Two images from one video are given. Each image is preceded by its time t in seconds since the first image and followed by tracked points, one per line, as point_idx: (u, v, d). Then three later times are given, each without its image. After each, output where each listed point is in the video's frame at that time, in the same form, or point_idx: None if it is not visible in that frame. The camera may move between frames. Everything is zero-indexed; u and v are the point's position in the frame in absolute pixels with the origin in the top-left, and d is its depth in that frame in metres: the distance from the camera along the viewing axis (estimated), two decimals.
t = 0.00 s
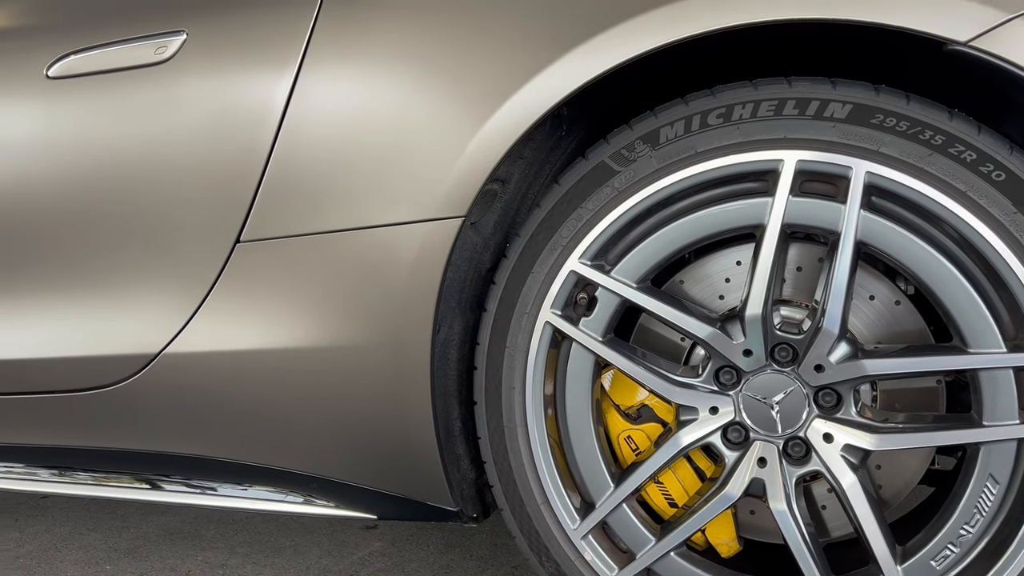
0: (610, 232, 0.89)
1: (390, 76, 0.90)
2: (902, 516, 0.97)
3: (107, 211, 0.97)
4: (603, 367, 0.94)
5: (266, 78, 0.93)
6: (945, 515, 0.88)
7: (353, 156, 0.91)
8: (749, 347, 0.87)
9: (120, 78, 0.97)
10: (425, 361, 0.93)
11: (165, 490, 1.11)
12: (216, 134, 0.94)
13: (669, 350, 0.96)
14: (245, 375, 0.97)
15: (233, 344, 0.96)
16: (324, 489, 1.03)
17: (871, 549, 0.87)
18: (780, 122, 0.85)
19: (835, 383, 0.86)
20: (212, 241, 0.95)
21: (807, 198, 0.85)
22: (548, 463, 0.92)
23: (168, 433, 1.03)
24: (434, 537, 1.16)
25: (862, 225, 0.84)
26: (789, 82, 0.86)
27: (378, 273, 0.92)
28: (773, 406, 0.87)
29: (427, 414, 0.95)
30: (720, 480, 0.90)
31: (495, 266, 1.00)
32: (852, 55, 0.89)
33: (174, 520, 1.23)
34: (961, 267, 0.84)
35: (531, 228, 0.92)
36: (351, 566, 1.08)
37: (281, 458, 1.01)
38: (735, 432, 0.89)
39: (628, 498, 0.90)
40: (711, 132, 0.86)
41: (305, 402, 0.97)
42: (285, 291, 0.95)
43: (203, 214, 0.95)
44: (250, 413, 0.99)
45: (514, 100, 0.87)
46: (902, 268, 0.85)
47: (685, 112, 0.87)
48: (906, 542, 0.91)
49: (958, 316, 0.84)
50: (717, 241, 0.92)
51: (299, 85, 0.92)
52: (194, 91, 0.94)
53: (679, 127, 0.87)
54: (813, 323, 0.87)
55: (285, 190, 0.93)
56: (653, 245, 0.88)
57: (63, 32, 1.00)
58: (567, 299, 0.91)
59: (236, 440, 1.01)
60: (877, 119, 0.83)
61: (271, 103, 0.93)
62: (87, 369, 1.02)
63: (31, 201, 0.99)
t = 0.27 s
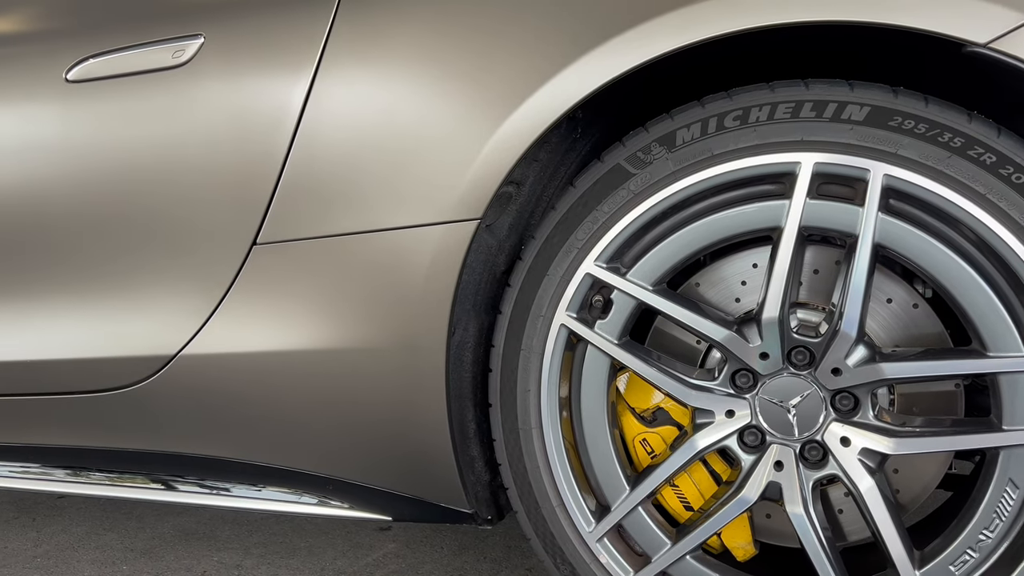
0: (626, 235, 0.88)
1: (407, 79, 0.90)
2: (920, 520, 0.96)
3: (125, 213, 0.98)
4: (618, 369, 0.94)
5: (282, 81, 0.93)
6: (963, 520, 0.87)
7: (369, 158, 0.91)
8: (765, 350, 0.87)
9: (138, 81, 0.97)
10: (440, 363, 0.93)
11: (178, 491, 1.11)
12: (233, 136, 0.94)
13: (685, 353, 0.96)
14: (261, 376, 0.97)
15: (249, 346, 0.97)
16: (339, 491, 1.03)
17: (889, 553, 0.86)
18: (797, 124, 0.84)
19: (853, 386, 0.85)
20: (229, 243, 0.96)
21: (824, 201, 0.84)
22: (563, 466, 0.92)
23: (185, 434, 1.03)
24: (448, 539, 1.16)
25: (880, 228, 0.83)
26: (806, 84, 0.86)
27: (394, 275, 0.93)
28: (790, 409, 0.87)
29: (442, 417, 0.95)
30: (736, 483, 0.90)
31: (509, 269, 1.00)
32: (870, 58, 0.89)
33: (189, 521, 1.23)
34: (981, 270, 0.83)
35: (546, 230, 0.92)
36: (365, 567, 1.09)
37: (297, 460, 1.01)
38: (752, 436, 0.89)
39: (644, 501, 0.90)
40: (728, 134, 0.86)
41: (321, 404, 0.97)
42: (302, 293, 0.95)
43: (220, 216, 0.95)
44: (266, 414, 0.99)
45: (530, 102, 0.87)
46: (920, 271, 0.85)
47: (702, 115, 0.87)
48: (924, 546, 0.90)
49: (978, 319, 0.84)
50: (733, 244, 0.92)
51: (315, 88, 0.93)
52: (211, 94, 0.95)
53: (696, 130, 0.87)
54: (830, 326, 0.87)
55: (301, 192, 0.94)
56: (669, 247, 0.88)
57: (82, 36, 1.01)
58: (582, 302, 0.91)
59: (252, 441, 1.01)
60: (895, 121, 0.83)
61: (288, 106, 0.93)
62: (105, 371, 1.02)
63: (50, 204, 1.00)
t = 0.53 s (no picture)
0: (645, 237, 0.88)
1: (426, 82, 0.90)
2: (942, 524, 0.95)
3: (146, 215, 0.98)
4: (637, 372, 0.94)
5: (302, 84, 0.94)
6: (987, 525, 0.86)
7: (389, 160, 0.92)
8: (786, 353, 0.86)
9: (159, 84, 0.98)
10: (459, 365, 0.94)
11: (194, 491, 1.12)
12: (253, 139, 0.95)
13: (704, 356, 0.95)
14: (281, 378, 0.98)
15: (269, 347, 0.98)
16: (357, 492, 1.04)
17: (911, 558, 0.86)
18: (818, 126, 0.84)
19: (874, 390, 0.85)
20: (250, 244, 0.96)
21: (846, 203, 0.84)
22: (582, 469, 0.91)
23: (204, 435, 1.04)
24: (465, 541, 1.16)
25: (902, 230, 0.83)
26: (827, 86, 0.85)
27: (413, 277, 0.93)
28: (811, 413, 0.86)
29: (460, 418, 0.95)
30: (756, 487, 0.89)
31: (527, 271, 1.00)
32: (892, 59, 0.89)
33: (207, 521, 1.24)
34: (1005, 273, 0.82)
35: (565, 232, 0.92)
36: (382, 568, 1.09)
37: (316, 461, 1.02)
38: (772, 439, 0.88)
39: (663, 504, 0.90)
40: (749, 136, 0.85)
41: (340, 405, 0.97)
42: (322, 295, 0.96)
43: (240, 218, 0.96)
44: (285, 415, 1.00)
45: (549, 104, 0.87)
46: (943, 273, 0.84)
47: (722, 117, 0.86)
48: (946, 551, 0.89)
49: (1002, 323, 0.83)
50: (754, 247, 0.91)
51: (335, 91, 0.93)
52: (232, 97, 0.95)
53: (716, 132, 0.86)
54: (852, 329, 0.86)
55: (321, 195, 0.94)
56: (689, 250, 0.87)
57: (104, 40, 1.02)
58: (601, 304, 0.91)
59: (271, 442, 1.02)
60: (918, 123, 0.82)
61: (308, 109, 0.94)
62: (125, 371, 1.03)
63: (71, 206, 1.01)
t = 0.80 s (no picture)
0: (662, 239, 0.88)
1: (442, 83, 0.91)
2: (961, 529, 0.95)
3: (163, 217, 0.99)
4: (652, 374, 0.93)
5: (319, 86, 0.94)
6: (1007, 530, 0.85)
7: (405, 162, 0.92)
8: (803, 355, 0.86)
9: (176, 87, 0.98)
10: (474, 366, 0.94)
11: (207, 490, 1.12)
12: (270, 141, 0.95)
13: (720, 358, 0.95)
14: (296, 379, 0.98)
15: (285, 348, 0.98)
16: (372, 493, 1.04)
17: (930, 563, 0.85)
18: (836, 128, 0.84)
19: (892, 393, 0.85)
20: (266, 246, 0.97)
21: (864, 205, 0.83)
22: (597, 471, 0.91)
23: (220, 435, 1.04)
24: (479, 543, 1.17)
25: (921, 232, 0.82)
26: (846, 87, 0.85)
27: (429, 279, 0.93)
28: (828, 416, 0.86)
29: (475, 420, 0.95)
30: (773, 490, 0.89)
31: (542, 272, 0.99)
32: (910, 60, 0.88)
33: (222, 521, 1.25)
34: None
35: (581, 234, 0.92)
36: (396, 569, 1.09)
37: (331, 461, 1.02)
38: (789, 442, 0.88)
39: (678, 507, 0.90)
40: (766, 138, 0.85)
41: (356, 406, 0.98)
42: (338, 296, 0.96)
43: (257, 219, 0.96)
44: (300, 416, 1.00)
45: (566, 106, 0.87)
46: (962, 276, 0.84)
47: (739, 119, 0.86)
48: (966, 556, 0.89)
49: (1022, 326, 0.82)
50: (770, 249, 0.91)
51: (351, 93, 0.93)
52: (249, 99, 0.96)
53: (733, 133, 0.86)
54: (870, 332, 0.86)
55: (337, 196, 0.94)
56: (706, 252, 0.87)
57: (122, 43, 1.02)
58: (617, 306, 0.90)
59: (287, 443, 1.02)
60: (937, 125, 0.82)
61: (324, 111, 0.94)
62: (141, 372, 1.04)
63: (89, 208, 1.01)
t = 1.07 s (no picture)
0: (677, 241, 0.87)
1: (457, 85, 0.91)
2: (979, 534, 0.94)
3: (179, 219, 0.99)
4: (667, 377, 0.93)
5: (334, 88, 0.94)
6: None
7: (420, 164, 0.92)
8: (820, 358, 0.85)
9: (193, 89, 0.99)
10: (488, 368, 0.93)
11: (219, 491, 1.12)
12: (285, 143, 0.95)
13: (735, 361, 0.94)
14: (311, 380, 0.98)
15: (300, 349, 0.98)
16: (385, 494, 1.04)
17: (948, 567, 0.84)
18: (854, 130, 0.83)
19: (910, 396, 0.84)
20: (281, 248, 0.97)
21: (881, 207, 0.83)
22: (612, 473, 0.91)
23: (234, 436, 1.05)
24: (491, 545, 1.17)
25: (939, 234, 0.82)
26: (863, 89, 0.84)
27: (443, 280, 0.93)
28: (845, 419, 0.85)
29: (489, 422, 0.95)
30: (789, 493, 0.88)
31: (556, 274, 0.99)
32: (929, 62, 0.88)
33: (235, 522, 1.25)
34: None
35: (596, 236, 0.92)
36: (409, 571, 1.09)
37: (345, 462, 1.02)
38: (805, 445, 0.88)
39: (693, 510, 0.89)
40: (783, 139, 0.85)
41: (370, 408, 0.98)
42: (352, 298, 0.96)
43: (272, 221, 0.97)
44: (314, 417, 1.00)
45: (581, 108, 0.87)
46: (981, 278, 0.83)
47: (756, 120, 0.86)
48: (985, 561, 0.88)
49: None
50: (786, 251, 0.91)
51: (367, 95, 0.94)
52: (264, 101, 0.96)
53: (749, 135, 0.86)
54: (888, 334, 0.85)
55: (352, 198, 0.95)
56: (721, 254, 0.87)
57: (139, 46, 1.03)
58: (632, 308, 0.90)
59: (301, 444, 1.03)
60: (956, 126, 0.81)
61: (339, 113, 0.94)
62: (157, 373, 1.04)
63: (105, 209, 1.02)
